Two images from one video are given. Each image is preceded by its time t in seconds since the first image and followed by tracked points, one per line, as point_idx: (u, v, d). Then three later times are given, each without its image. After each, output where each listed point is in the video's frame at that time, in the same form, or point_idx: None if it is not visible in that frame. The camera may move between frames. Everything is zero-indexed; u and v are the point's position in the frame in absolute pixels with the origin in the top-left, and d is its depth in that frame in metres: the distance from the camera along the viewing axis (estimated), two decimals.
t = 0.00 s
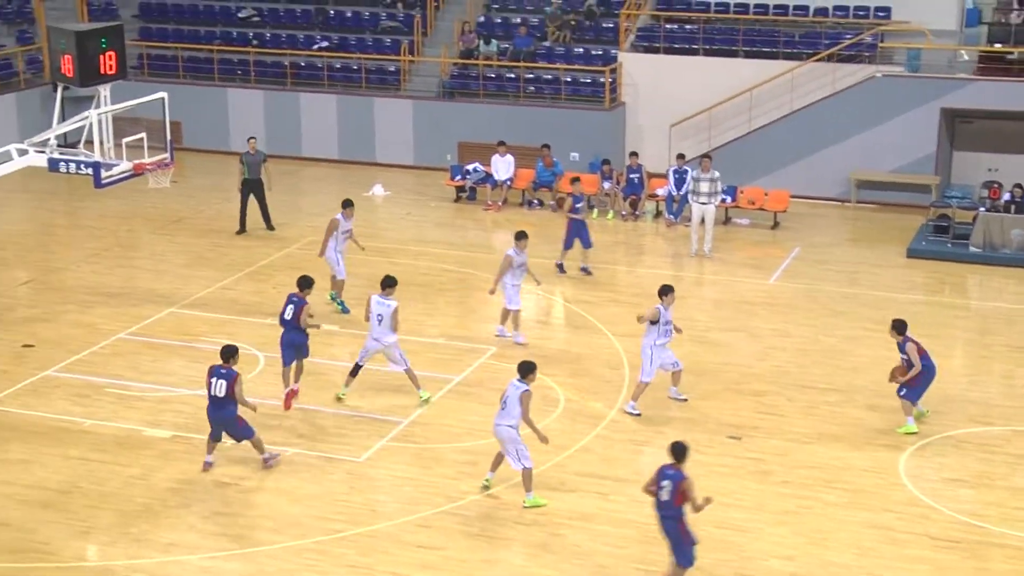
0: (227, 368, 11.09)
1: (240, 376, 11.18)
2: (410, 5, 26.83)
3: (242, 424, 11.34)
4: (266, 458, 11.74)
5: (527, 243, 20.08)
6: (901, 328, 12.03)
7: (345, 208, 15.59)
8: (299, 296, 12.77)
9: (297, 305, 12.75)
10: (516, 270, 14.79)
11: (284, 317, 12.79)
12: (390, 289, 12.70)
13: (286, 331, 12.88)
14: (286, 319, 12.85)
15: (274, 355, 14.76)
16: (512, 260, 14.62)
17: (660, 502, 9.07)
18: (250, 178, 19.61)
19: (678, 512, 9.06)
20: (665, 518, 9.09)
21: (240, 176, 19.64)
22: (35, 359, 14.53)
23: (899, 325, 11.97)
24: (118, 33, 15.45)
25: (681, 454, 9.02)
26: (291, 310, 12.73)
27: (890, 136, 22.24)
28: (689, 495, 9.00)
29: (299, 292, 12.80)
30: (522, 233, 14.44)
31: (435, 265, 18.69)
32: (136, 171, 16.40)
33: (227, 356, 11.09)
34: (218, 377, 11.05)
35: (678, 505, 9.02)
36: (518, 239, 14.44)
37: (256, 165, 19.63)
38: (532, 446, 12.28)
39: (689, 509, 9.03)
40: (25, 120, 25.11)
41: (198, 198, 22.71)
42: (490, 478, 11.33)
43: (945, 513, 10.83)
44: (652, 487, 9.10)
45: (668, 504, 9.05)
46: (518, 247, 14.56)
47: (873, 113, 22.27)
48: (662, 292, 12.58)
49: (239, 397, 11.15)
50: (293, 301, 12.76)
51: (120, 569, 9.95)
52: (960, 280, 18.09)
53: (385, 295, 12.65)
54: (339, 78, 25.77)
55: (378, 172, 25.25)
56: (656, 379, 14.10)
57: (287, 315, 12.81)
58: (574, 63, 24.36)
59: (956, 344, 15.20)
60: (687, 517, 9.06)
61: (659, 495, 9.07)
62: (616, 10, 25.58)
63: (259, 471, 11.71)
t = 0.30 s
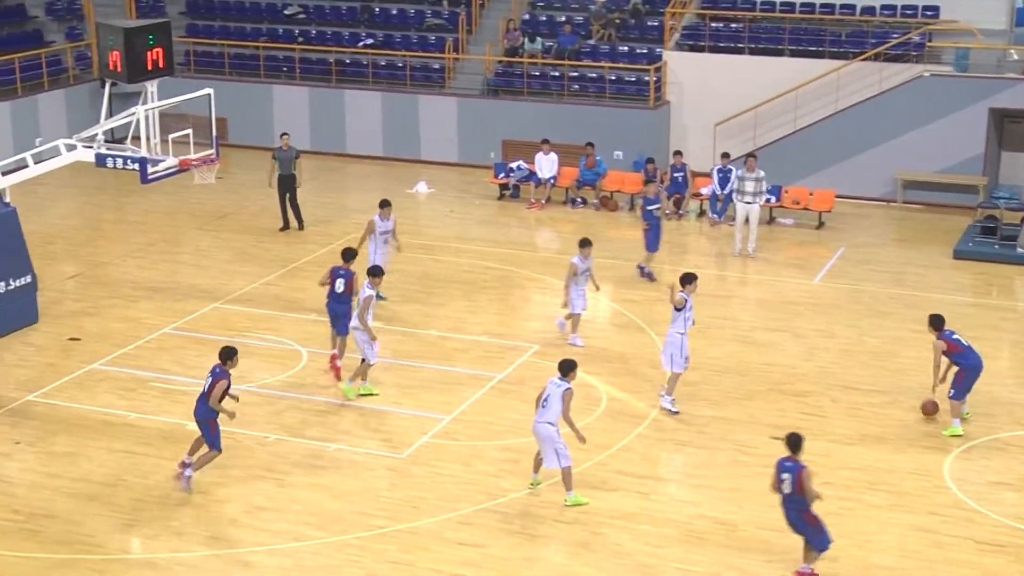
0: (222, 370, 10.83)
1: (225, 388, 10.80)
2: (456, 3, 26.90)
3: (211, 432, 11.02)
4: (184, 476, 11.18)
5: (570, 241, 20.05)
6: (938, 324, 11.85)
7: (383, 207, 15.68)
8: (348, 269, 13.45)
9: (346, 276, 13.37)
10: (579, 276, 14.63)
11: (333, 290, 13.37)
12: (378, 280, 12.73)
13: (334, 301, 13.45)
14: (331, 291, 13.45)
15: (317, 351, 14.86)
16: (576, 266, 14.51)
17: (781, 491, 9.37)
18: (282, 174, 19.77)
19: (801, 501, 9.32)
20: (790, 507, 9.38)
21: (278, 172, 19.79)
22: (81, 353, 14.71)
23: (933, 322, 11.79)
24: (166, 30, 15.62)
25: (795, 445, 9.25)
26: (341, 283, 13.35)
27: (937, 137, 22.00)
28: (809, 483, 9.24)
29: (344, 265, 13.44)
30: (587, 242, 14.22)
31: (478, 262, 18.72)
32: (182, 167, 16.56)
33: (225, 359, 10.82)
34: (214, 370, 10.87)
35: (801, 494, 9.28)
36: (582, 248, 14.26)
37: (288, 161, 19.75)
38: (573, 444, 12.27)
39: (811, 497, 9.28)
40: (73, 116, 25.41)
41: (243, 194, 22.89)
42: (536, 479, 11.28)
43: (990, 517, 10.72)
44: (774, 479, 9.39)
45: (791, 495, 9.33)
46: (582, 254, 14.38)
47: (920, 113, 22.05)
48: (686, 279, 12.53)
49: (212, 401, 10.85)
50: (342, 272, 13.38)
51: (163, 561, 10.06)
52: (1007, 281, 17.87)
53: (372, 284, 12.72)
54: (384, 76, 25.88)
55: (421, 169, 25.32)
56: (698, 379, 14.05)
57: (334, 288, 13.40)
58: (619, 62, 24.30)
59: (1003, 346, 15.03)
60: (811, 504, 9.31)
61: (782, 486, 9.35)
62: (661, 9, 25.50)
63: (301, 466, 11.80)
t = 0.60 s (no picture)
0: (203, 381, 10.64)
1: (203, 399, 10.61)
2: (477, 2, 26.90)
3: (182, 443, 10.84)
4: (164, 492, 11.05)
5: (589, 241, 20.01)
6: (967, 310, 11.95)
7: (406, 208, 15.57)
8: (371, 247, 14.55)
9: (366, 254, 14.61)
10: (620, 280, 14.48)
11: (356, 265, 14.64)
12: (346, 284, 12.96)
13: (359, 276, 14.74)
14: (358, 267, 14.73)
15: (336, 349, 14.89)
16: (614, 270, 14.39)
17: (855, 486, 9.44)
18: (297, 175, 19.81)
19: (876, 495, 9.40)
20: (863, 500, 9.47)
21: (295, 172, 19.84)
22: (101, 351, 14.78)
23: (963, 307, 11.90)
24: (187, 29, 15.70)
25: (870, 443, 9.25)
26: (362, 259, 14.61)
27: (958, 137, 21.89)
28: (885, 478, 9.32)
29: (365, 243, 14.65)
30: (631, 243, 14.07)
31: (496, 261, 18.72)
32: (202, 166, 16.61)
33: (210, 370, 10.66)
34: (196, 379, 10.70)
35: (876, 489, 9.36)
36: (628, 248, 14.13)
37: (302, 161, 19.80)
38: (591, 444, 12.25)
39: (887, 492, 9.35)
40: (94, 114, 25.52)
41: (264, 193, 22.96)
42: (553, 478, 11.29)
43: (1010, 518, 10.66)
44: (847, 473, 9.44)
45: (866, 491, 9.40)
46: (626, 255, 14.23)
47: (941, 113, 21.94)
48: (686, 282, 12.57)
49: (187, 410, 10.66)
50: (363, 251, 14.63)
51: (181, 558, 10.11)
52: None
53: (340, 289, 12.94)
54: (404, 75, 25.91)
55: (441, 168, 25.33)
56: (717, 379, 14.01)
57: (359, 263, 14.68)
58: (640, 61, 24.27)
59: None
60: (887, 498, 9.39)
61: (856, 481, 9.42)
62: (682, 9, 25.46)
63: (319, 464, 11.83)
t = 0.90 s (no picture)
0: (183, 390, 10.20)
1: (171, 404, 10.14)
2: (476, 2, 26.89)
3: (168, 455, 10.36)
4: (166, 516, 10.51)
5: (589, 240, 20.00)
6: (973, 295, 12.06)
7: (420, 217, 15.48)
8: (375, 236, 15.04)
9: (370, 244, 15.14)
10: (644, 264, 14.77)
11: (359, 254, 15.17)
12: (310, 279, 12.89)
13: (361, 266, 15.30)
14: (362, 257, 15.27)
15: (336, 349, 14.89)
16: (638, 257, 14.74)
17: (880, 474, 9.43)
18: (292, 175, 19.83)
19: (902, 481, 9.46)
20: (887, 488, 9.48)
21: (288, 172, 19.86)
22: (101, 350, 14.78)
23: (970, 290, 12.00)
24: (186, 28, 15.70)
25: (893, 426, 9.37)
26: (365, 249, 15.15)
27: (958, 136, 21.89)
28: (911, 461, 9.41)
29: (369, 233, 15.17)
30: (654, 231, 14.28)
31: (496, 261, 18.72)
32: (202, 165, 16.61)
33: (191, 380, 10.14)
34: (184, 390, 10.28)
35: (902, 473, 9.42)
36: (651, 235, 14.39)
37: (297, 162, 19.81)
38: (592, 444, 12.25)
39: (912, 475, 9.44)
40: (94, 114, 25.51)
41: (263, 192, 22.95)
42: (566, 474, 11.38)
43: (1010, 518, 10.66)
44: (870, 462, 9.44)
45: (893, 477, 9.44)
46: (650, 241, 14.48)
47: (941, 113, 21.94)
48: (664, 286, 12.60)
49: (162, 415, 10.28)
50: (366, 241, 15.18)
51: (181, 558, 10.10)
52: None
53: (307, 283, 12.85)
54: (404, 74, 25.91)
55: (441, 168, 25.33)
56: (717, 378, 14.01)
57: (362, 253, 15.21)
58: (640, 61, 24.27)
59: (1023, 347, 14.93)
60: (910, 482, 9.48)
61: (879, 468, 9.44)
62: (682, 9, 25.45)
63: (319, 464, 11.83)
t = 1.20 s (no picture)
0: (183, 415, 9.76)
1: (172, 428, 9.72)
2: (477, 2, 26.88)
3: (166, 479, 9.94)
4: (167, 537, 10.21)
5: (590, 240, 20.00)
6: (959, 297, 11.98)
7: (419, 220, 15.29)
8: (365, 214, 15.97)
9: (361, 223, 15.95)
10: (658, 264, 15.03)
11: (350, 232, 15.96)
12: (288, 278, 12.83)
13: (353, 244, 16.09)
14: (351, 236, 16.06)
15: (336, 349, 14.89)
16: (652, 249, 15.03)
17: (886, 478, 9.32)
18: (290, 174, 19.83)
19: (904, 480, 9.43)
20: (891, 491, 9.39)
21: (284, 172, 19.86)
22: (101, 350, 14.79)
23: (957, 293, 11.91)
24: (186, 28, 15.70)
25: (892, 428, 9.34)
26: (355, 226, 15.94)
27: (958, 137, 21.89)
28: (912, 459, 9.39)
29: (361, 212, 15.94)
30: (673, 235, 14.49)
31: (496, 261, 18.72)
32: (202, 165, 16.60)
33: (191, 402, 9.72)
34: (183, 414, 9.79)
35: (906, 472, 9.38)
36: (669, 238, 14.54)
37: (295, 160, 19.81)
38: (592, 443, 12.25)
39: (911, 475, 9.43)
40: (94, 114, 25.52)
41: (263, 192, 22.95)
42: (565, 473, 11.40)
43: (1010, 518, 10.67)
44: (878, 467, 9.29)
45: (899, 478, 9.36)
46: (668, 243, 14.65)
47: (941, 114, 21.94)
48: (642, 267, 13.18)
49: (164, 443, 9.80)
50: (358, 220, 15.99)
51: (181, 558, 10.11)
52: None
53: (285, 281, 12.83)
54: (404, 74, 25.91)
55: (441, 167, 25.34)
56: (717, 378, 14.02)
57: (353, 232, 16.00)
58: (640, 61, 24.28)
59: None
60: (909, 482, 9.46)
61: (887, 471, 9.32)
62: (682, 8, 25.43)
63: (319, 464, 11.83)
